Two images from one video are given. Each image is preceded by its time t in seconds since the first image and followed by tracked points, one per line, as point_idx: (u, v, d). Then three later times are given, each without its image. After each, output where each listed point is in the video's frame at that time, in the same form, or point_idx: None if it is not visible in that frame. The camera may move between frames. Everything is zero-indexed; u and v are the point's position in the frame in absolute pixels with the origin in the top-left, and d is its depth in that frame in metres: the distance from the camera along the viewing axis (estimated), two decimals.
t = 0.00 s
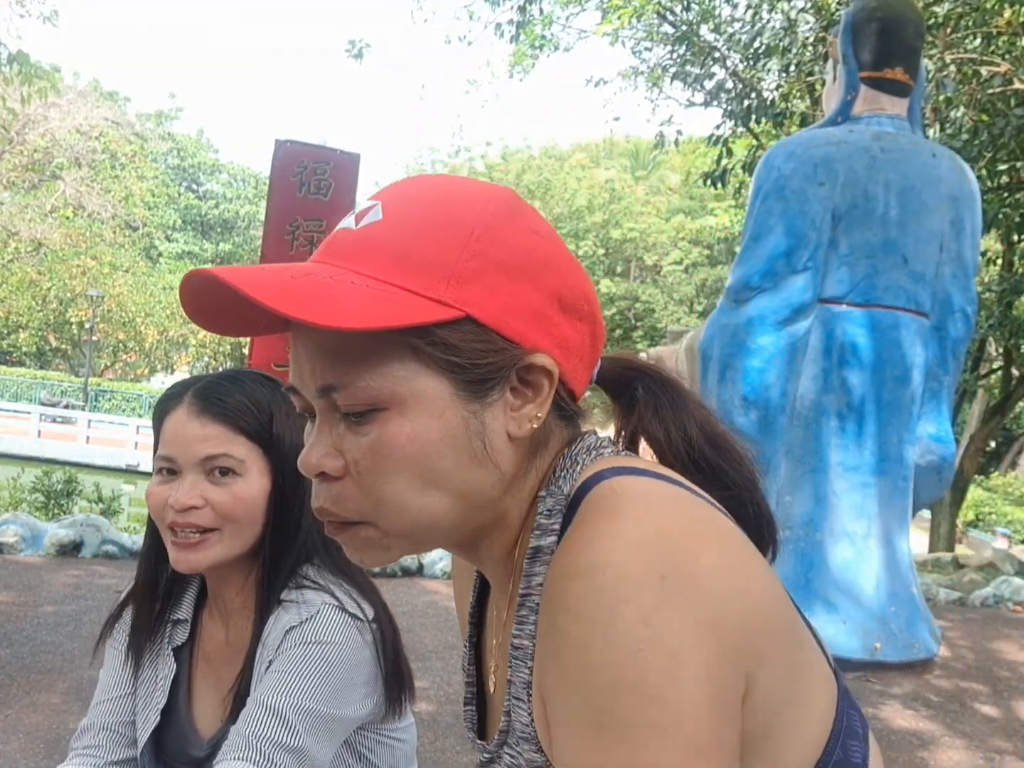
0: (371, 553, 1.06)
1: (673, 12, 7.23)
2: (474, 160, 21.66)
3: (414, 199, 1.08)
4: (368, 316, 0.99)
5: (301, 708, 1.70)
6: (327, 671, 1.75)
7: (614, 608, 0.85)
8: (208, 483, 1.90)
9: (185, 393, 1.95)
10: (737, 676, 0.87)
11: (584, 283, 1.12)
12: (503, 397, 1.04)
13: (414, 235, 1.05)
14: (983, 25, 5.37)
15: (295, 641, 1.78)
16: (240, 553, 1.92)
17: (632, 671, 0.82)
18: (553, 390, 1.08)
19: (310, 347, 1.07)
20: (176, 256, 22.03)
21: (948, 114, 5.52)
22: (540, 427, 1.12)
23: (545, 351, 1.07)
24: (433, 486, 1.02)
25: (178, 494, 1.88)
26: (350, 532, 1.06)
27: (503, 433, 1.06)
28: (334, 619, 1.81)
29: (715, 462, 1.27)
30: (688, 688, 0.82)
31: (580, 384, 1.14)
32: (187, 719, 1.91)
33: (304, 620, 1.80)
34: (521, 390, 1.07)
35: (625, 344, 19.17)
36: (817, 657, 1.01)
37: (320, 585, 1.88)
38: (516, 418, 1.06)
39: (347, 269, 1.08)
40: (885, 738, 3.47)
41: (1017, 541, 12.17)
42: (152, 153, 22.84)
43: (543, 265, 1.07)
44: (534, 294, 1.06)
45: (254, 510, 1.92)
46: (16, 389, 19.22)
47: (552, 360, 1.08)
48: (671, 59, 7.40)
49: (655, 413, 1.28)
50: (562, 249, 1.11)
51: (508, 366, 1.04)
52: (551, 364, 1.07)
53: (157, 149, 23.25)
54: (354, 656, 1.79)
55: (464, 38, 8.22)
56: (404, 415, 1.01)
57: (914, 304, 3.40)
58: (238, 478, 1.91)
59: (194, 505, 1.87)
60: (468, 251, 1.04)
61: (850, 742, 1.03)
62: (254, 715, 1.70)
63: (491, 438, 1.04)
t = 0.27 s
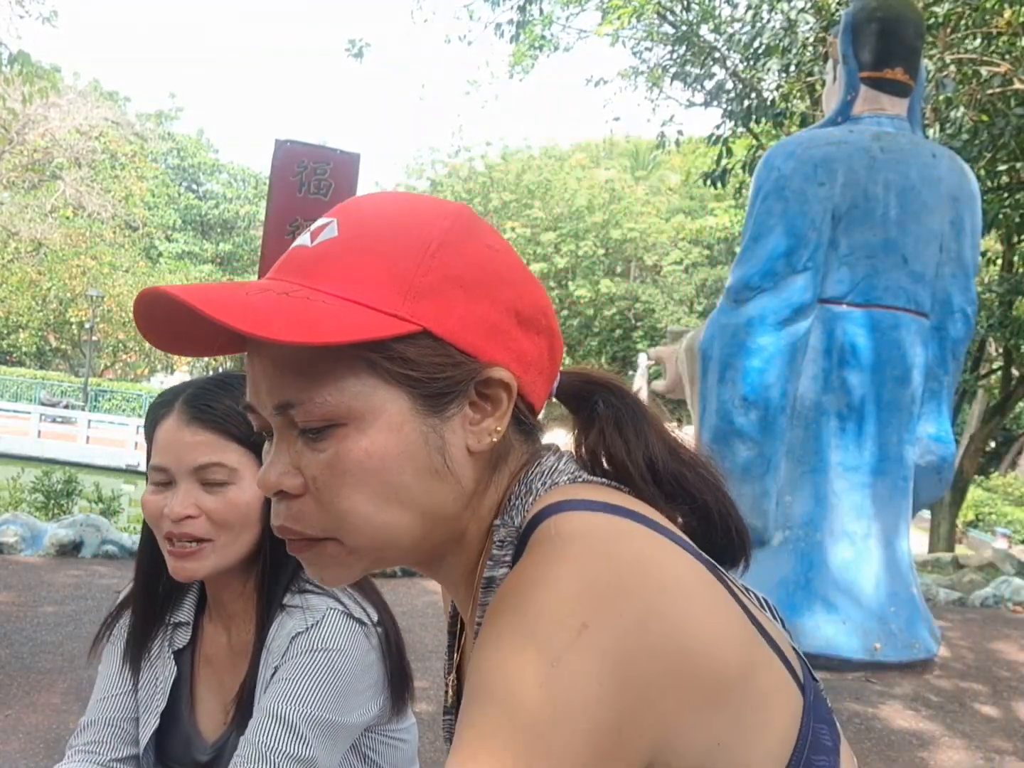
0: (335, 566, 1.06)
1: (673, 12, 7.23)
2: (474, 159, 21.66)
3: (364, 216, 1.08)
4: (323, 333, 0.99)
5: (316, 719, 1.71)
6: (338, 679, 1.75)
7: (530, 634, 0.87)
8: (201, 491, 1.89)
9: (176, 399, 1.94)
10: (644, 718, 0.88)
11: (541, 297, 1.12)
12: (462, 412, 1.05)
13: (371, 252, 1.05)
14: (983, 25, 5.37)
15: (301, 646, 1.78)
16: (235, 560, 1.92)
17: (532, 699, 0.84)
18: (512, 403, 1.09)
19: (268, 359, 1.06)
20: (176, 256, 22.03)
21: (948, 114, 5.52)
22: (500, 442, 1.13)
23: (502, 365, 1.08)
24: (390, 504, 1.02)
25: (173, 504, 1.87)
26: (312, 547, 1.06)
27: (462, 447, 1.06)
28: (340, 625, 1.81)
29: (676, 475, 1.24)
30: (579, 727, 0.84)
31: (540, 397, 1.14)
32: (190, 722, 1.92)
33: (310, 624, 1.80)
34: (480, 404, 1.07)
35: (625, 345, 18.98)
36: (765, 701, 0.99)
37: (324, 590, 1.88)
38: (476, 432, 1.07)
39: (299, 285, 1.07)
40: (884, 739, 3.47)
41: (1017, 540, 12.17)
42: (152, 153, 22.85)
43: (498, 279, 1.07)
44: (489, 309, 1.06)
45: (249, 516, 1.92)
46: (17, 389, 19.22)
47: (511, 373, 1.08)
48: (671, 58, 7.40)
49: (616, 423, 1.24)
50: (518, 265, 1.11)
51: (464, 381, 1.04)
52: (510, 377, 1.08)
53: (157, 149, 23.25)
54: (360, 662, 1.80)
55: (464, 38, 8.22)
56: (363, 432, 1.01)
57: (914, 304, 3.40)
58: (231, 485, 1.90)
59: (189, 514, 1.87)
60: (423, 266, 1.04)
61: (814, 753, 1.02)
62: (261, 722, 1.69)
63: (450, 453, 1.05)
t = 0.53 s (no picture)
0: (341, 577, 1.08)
1: (673, 12, 7.23)
2: (474, 159, 21.67)
3: (339, 232, 1.07)
4: (292, 360, 1.00)
5: (331, 729, 1.73)
6: (352, 687, 1.78)
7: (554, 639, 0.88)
8: (208, 497, 1.89)
9: (175, 405, 1.93)
10: (669, 722, 0.89)
11: (528, 291, 1.08)
12: (445, 420, 1.04)
13: (341, 267, 1.05)
14: (983, 25, 5.38)
15: (315, 653, 1.79)
16: (242, 564, 1.92)
17: (558, 706, 0.86)
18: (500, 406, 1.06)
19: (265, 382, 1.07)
20: (176, 255, 22.05)
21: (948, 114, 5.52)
22: (496, 447, 1.11)
23: (485, 368, 1.05)
24: (380, 519, 1.02)
25: (178, 510, 1.87)
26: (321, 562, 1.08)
27: (451, 455, 1.06)
28: (352, 631, 1.83)
29: (688, 462, 1.23)
30: (608, 734, 0.85)
31: (542, 393, 1.12)
32: (194, 725, 1.92)
33: (323, 630, 1.82)
34: (466, 411, 1.05)
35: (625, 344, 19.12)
36: (786, 700, 0.98)
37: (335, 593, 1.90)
38: (462, 439, 1.06)
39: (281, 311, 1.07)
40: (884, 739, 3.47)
41: (1017, 540, 12.18)
42: (152, 153, 22.87)
43: (476, 280, 1.04)
44: (468, 310, 1.04)
45: (254, 520, 1.92)
46: (17, 389, 19.22)
47: (496, 378, 1.06)
48: (670, 58, 7.41)
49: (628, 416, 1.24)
50: (503, 259, 1.07)
51: (442, 390, 1.03)
52: (496, 382, 1.05)
53: (157, 149, 23.26)
54: (372, 667, 1.83)
55: (464, 38, 8.23)
56: (347, 450, 1.02)
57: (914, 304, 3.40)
58: (237, 490, 1.90)
59: (194, 520, 1.87)
60: (393, 277, 1.03)
61: (829, 754, 1.02)
62: (278, 731, 1.71)
63: (437, 463, 1.04)
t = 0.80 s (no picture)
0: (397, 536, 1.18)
1: (673, 11, 7.23)
2: (474, 159, 21.66)
3: (384, 212, 1.11)
4: (333, 337, 1.08)
5: (339, 737, 1.76)
6: (355, 695, 1.79)
7: (656, 623, 0.90)
8: (206, 506, 1.88)
9: (170, 412, 1.93)
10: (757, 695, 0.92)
11: (567, 267, 1.09)
12: (478, 397, 1.09)
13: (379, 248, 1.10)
14: (983, 25, 5.37)
15: (321, 659, 1.81)
16: (243, 570, 1.92)
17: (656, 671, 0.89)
18: (531, 386, 1.09)
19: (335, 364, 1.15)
20: (175, 256, 22.03)
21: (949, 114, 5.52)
22: (540, 420, 1.15)
23: (514, 347, 1.08)
24: (420, 484, 1.11)
25: (175, 519, 1.85)
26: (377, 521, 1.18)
27: (486, 429, 1.11)
28: (357, 636, 1.85)
29: (744, 431, 1.27)
30: (718, 700, 0.88)
31: (587, 372, 1.14)
32: (195, 734, 1.92)
33: (329, 635, 1.84)
34: (496, 389, 1.10)
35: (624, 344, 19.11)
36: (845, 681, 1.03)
37: (336, 596, 1.92)
38: (495, 414, 1.10)
39: (332, 292, 1.14)
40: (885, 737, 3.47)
41: (1018, 540, 12.17)
42: (152, 153, 22.86)
43: (507, 260, 1.06)
44: (499, 289, 1.06)
45: (254, 527, 1.91)
46: (16, 389, 19.19)
47: (526, 357, 1.08)
48: (670, 58, 7.42)
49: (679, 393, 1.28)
50: (540, 236, 1.08)
51: (468, 367, 1.07)
52: (526, 362, 1.08)
53: (157, 149, 23.25)
54: (379, 671, 1.86)
55: (463, 39, 8.24)
56: (387, 422, 1.10)
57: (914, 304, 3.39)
58: (236, 497, 1.89)
59: (192, 530, 1.85)
60: (423, 256, 1.06)
61: (886, 749, 1.09)
62: (289, 742, 1.74)
63: (469, 437, 1.10)
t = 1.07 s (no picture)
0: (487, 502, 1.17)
1: (672, 11, 7.25)
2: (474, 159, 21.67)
3: (482, 179, 1.12)
4: (426, 297, 1.09)
5: (340, 743, 1.76)
6: (356, 700, 1.80)
7: (770, 620, 0.87)
8: (205, 511, 1.87)
9: (166, 416, 1.91)
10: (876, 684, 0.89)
11: (658, 241, 1.08)
12: (562, 366, 1.08)
13: (472, 215, 1.11)
14: (982, 25, 5.39)
15: (324, 664, 1.81)
16: (243, 573, 1.91)
17: (771, 658, 0.86)
18: (616, 356, 1.08)
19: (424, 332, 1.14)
20: (174, 255, 22.03)
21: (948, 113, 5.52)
22: (630, 395, 1.12)
23: (600, 317, 1.07)
24: (503, 450, 1.10)
25: (173, 525, 1.84)
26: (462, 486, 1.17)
27: (567, 399, 1.09)
28: (357, 639, 1.85)
29: (834, 417, 1.28)
30: (839, 692, 0.85)
31: (677, 348, 1.12)
32: (195, 737, 1.92)
33: (330, 639, 1.84)
34: (582, 359, 1.09)
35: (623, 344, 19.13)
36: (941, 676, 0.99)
37: (336, 599, 1.92)
38: (579, 384, 1.09)
39: (429, 256, 1.15)
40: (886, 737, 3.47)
41: (1016, 539, 12.19)
42: (151, 153, 22.87)
43: (597, 228, 1.06)
44: (587, 258, 1.06)
45: (253, 531, 1.90)
46: (15, 389, 19.20)
47: (613, 329, 1.07)
48: (670, 58, 7.43)
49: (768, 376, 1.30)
50: (632, 208, 1.07)
51: (555, 334, 1.07)
52: (612, 335, 1.07)
53: (156, 149, 23.26)
54: (380, 674, 1.86)
55: (463, 39, 8.25)
56: (473, 384, 1.10)
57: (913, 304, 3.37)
58: (233, 502, 1.88)
59: (190, 535, 1.84)
60: (514, 222, 1.07)
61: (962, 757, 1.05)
62: (292, 749, 1.75)
63: (552, 405, 1.09)
